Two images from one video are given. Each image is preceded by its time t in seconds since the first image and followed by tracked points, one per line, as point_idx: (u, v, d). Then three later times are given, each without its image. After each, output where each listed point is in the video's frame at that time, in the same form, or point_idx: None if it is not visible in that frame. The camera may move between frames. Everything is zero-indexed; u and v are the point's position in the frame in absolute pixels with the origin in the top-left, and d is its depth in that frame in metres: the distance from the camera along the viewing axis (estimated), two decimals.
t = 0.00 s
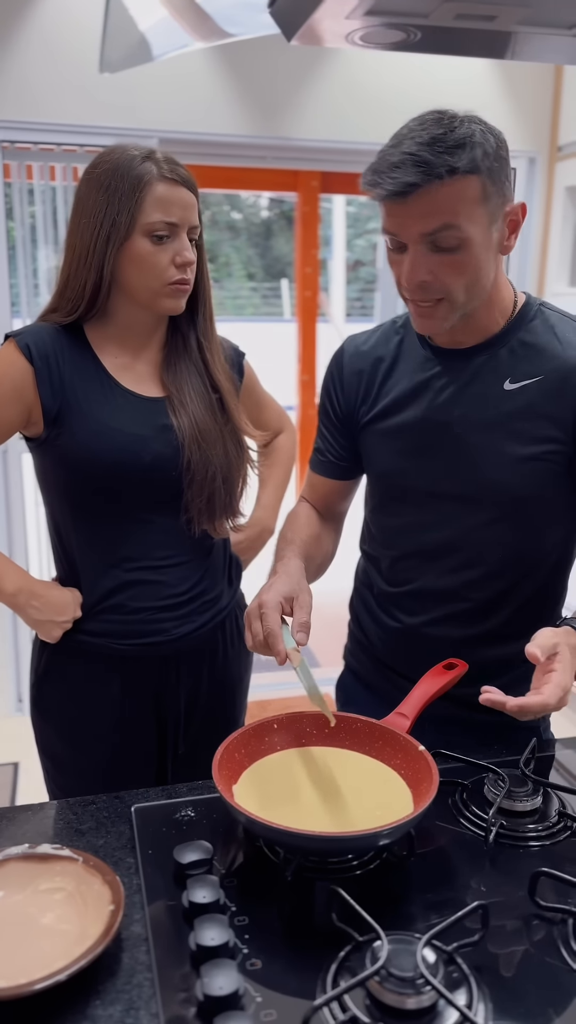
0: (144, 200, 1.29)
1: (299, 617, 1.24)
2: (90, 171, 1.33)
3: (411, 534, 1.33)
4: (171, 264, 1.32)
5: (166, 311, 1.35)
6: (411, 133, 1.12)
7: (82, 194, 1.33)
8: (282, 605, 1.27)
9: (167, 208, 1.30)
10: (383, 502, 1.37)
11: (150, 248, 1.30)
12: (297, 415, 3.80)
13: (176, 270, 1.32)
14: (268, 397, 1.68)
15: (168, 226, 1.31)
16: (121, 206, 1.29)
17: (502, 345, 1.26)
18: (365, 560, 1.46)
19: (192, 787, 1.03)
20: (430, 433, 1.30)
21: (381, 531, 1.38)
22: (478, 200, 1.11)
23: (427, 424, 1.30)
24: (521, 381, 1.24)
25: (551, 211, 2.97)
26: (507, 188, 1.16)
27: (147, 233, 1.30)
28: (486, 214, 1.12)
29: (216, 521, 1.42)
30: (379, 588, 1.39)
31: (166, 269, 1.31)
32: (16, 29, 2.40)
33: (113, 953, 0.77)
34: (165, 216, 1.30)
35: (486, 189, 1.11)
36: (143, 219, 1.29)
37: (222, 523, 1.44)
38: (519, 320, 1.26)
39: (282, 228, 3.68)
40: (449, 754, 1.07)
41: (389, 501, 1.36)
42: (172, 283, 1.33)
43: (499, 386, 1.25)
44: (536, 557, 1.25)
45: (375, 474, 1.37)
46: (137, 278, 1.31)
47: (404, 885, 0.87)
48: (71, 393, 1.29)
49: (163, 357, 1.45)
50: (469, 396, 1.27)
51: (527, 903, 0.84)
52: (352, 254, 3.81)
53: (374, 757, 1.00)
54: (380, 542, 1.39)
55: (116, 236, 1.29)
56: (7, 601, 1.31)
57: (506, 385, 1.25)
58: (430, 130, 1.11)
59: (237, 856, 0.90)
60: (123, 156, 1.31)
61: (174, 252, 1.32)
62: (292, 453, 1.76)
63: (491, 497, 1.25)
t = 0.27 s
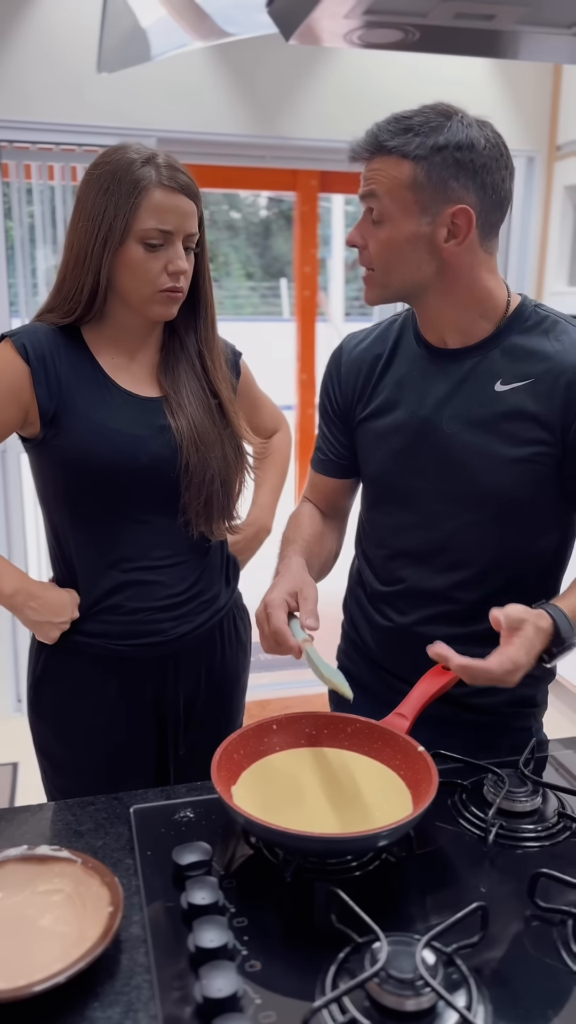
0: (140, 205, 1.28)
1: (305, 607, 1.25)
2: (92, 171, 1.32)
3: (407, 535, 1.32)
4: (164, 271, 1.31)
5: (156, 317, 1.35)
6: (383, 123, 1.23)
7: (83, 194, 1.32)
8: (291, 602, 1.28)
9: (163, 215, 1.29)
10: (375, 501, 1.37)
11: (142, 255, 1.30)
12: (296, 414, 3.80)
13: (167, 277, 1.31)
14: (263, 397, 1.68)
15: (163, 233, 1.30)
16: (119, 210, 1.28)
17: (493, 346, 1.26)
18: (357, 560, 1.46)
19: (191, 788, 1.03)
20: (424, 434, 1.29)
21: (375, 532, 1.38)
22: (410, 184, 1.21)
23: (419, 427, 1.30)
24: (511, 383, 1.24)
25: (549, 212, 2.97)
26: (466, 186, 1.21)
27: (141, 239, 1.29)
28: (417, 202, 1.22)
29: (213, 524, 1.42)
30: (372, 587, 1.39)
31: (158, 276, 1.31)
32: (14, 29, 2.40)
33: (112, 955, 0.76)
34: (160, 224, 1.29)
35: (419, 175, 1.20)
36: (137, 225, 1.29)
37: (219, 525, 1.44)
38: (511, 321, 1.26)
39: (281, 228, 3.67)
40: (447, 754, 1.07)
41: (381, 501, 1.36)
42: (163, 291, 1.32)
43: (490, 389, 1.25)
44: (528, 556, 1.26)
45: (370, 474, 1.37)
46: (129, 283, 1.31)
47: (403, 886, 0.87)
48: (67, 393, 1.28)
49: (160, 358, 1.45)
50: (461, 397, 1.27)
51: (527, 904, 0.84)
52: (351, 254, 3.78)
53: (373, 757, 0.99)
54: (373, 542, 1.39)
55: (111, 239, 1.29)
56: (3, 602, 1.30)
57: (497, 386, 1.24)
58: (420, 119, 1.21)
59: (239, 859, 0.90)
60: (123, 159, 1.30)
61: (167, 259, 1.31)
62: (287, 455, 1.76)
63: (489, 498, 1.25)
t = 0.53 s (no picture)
0: (134, 206, 1.27)
1: (308, 602, 1.27)
2: (87, 170, 1.32)
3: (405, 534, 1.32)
4: (157, 273, 1.30)
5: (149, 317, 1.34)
6: (383, 125, 1.23)
7: (79, 193, 1.31)
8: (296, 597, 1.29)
9: (157, 216, 1.28)
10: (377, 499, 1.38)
11: (136, 257, 1.29)
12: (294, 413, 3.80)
13: (161, 278, 1.31)
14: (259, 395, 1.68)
15: (157, 235, 1.29)
16: (113, 210, 1.27)
17: (493, 343, 1.24)
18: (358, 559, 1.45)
19: (188, 788, 1.03)
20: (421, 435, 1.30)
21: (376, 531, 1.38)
22: (406, 185, 1.21)
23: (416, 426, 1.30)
24: (504, 381, 1.22)
25: (547, 211, 2.97)
26: (462, 184, 1.20)
27: (135, 240, 1.29)
28: (412, 202, 1.21)
29: (211, 524, 1.42)
30: (370, 585, 1.39)
31: (152, 277, 1.30)
32: (11, 27, 2.39)
33: (108, 957, 0.76)
34: (154, 225, 1.28)
35: (414, 176, 1.20)
36: (131, 226, 1.28)
37: (217, 525, 1.44)
38: (508, 321, 1.24)
39: (279, 226, 3.67)
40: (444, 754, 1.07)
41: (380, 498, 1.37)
42: (157, 292, 1.31)
43: (483, 387, 1.24)
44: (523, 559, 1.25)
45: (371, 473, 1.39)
46: (123, 284, 1.31)
47: (400, 887, 0.86)
48: (63, 393, 1.28)
49: (156, 358, 1.45)
50: (456, 397, 1.26)
51: (525, 905, 0.84)
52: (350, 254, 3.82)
53: (370, 757, 0.99)
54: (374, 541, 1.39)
55: (104, 239, 1.28)
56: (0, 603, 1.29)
57: (490, 384, 1.23)
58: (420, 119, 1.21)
59: (236, 859, 0.90)
60: (118, 160, 1.29)
61: (161, 261, 1.30)
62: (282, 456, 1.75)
63: (480, 499, 1.24)
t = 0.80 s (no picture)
0: (127, 208, 1.26)
1: (307, 610, 1.27)
2: (81, 171, 1.31)
3: (404, 534, 1.33)
4: (150, 276, 1.30)
5: (142, 319, 1.34)
6: (384, 129, 1.22)
7: (73, 193, 1.31)
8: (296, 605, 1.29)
9: (149, 219, 1.27)
10: (379, 499, 1.38)
11: (129, 259, 1.28)
12: (291, 412, 3.79)
13: (155, 281, 1.30)
14: (254, 396, 1.67)
15: (150, 237, 1.28)
16: (106, 212, 1.26)
17: (499, 345, 1.23)
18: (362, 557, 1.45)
19: (183, 792, 1.03)
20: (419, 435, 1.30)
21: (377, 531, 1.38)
22: (410, 189, 1.19)
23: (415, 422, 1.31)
24: (506, 388, 1.21)
25: (543, 211, 2.97)
26: (468, 183, 1.18)
27: (128, 242, 1.28)
28: (417, 205, 1.20)
29: (207, 524, 1.42)
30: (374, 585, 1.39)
31: (144, 280, 1.29)
32: (6, 25, 2.38)
33: (103, 962, 0.76)
34: (146, 228, 1.27)
35: (418, 179, 1.18)
36: (124, 228, 1.27)
37: (213, 526, 1.44)
38: (518, 322, 1.23)
39: (275, 226, 3.66)
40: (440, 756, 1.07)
41: (382, 499, 1.37)
42: (150, 294, 1.31)
43: (485, 391, 1.23)
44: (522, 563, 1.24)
45: (372, 474, 1.39)
46: (116, 286, 1.30)
47: (395, 890, 0.86)
48: (57, 394, 1.27)
49: (150, 359, 1.44)
50: (462, 398, 1.26)
51: (521, 909, 0.83)
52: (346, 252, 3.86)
53: (366, 760, 0.99)
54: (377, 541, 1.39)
55: (96, 241, 1.28)
56: None
57: (493, 389, 1.22)
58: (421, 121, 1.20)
59: (231, 863, 0.89)
60: (112, 160, 1.28)
61: (154, 263, 1.29)
62: (280, 455, 1.75)
63: (478, 505, 1.24)
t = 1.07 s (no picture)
0: (125, 209, 1.25)
1: (304, 597, 1.26)
2: (79, 171, 1.30)
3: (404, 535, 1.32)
4: (147, 278, 1.28)
5: (139, 320, 1.32)
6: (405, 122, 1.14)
7: (71, 193, 1.29)
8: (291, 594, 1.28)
9: (146, 221, 1.26)
10: (379, 499, 1.37)
11: (126, 260, 1.27)
12: (286, 411, 3.78)
13: (151, 283, 1.29)
14: (253, 398, 1.66)
15: (147, 239, 1.27)
16: (104, 214, 1.25)
17: (504, 344, 1.23)
18: (366, 559, 1.44)
19: (181, 797, 1.02)
20: (420, 435, 1.29)
21: (379, 531, 1.38)
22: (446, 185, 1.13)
23: (418, 420, 1.30)
24: (514, 386, 1.21)
25: (540, 208, 2.96)
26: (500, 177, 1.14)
27: (125, 244, 1.27)
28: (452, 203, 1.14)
29: (206, 526, 1.41)
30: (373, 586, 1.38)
31: (141, 282, 1.28)
32: None
33: (100, 971, 0.75)
34: (143, 230, 1.26)
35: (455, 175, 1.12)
36: (121, 230, 1.26)
37: (213, 528, 1.42)
38: (522, 322, 1.23)
39: (270, 224, 3.65)
40: (440, 759, 1.06)
41: (384, 498, 1.36)
42: (146, 296, 1.30)
43: (492, 389, 1.23)
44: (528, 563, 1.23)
45: (373, 474, 1.38)
46: (113, 288, 1.29)
47: (396, 895, 0.85)
48: (55, 395, 1.26)
49: (148, 360, 1.43)
50: (465, 396, 1.25)
51: (523, 914, 0.82)
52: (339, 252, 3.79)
53: (366, 764, 0.98)
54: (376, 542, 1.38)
55: (94, 243, 1.26)
56: None
57: (500, 387, 1.22)
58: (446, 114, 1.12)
59: (229, 869, 0.88)
60: (110, 161, 1.27)
61: (150, 266, 1.28)
62: (277, 454, 1.75)
63: (482, 503, 1.23)
